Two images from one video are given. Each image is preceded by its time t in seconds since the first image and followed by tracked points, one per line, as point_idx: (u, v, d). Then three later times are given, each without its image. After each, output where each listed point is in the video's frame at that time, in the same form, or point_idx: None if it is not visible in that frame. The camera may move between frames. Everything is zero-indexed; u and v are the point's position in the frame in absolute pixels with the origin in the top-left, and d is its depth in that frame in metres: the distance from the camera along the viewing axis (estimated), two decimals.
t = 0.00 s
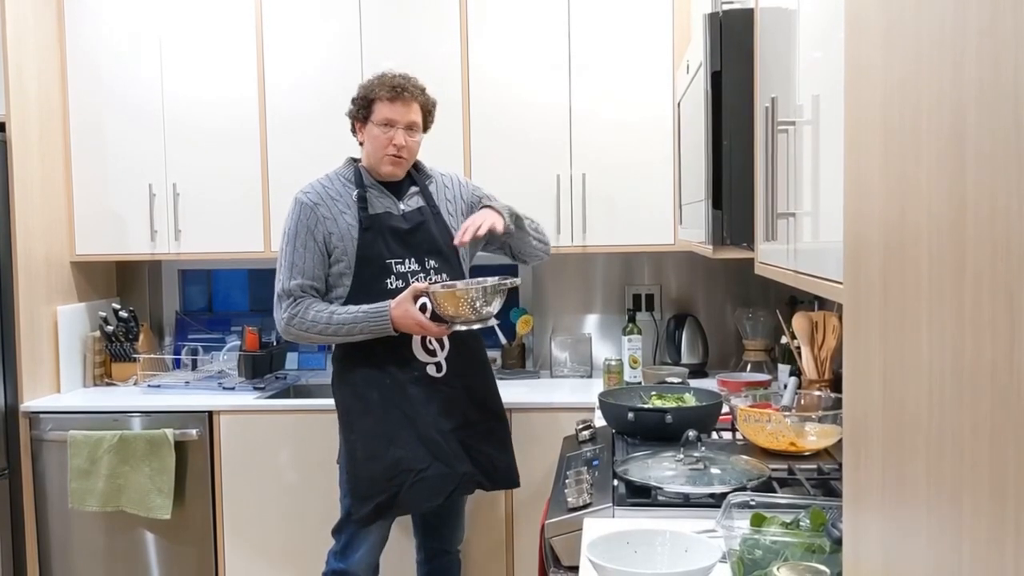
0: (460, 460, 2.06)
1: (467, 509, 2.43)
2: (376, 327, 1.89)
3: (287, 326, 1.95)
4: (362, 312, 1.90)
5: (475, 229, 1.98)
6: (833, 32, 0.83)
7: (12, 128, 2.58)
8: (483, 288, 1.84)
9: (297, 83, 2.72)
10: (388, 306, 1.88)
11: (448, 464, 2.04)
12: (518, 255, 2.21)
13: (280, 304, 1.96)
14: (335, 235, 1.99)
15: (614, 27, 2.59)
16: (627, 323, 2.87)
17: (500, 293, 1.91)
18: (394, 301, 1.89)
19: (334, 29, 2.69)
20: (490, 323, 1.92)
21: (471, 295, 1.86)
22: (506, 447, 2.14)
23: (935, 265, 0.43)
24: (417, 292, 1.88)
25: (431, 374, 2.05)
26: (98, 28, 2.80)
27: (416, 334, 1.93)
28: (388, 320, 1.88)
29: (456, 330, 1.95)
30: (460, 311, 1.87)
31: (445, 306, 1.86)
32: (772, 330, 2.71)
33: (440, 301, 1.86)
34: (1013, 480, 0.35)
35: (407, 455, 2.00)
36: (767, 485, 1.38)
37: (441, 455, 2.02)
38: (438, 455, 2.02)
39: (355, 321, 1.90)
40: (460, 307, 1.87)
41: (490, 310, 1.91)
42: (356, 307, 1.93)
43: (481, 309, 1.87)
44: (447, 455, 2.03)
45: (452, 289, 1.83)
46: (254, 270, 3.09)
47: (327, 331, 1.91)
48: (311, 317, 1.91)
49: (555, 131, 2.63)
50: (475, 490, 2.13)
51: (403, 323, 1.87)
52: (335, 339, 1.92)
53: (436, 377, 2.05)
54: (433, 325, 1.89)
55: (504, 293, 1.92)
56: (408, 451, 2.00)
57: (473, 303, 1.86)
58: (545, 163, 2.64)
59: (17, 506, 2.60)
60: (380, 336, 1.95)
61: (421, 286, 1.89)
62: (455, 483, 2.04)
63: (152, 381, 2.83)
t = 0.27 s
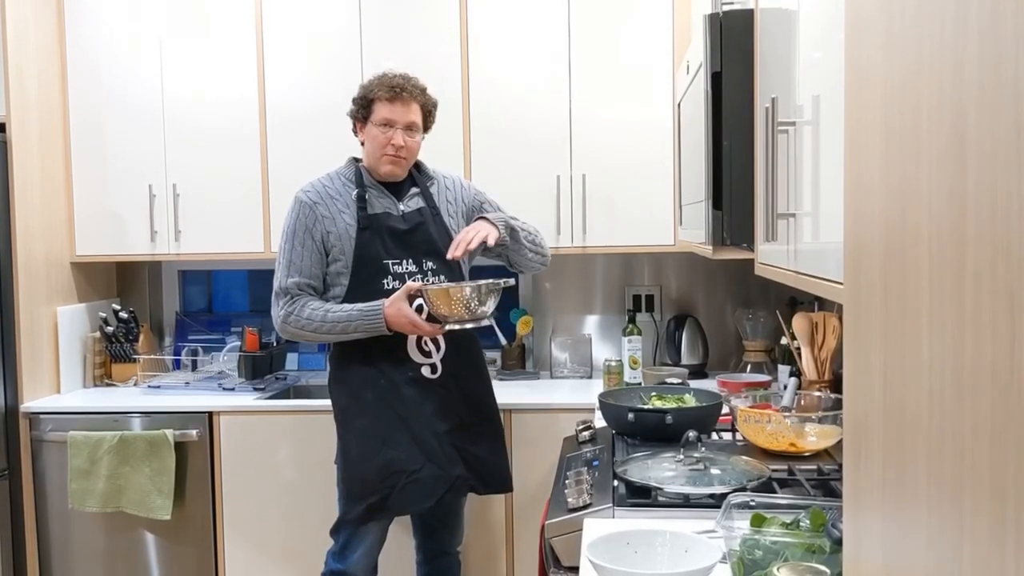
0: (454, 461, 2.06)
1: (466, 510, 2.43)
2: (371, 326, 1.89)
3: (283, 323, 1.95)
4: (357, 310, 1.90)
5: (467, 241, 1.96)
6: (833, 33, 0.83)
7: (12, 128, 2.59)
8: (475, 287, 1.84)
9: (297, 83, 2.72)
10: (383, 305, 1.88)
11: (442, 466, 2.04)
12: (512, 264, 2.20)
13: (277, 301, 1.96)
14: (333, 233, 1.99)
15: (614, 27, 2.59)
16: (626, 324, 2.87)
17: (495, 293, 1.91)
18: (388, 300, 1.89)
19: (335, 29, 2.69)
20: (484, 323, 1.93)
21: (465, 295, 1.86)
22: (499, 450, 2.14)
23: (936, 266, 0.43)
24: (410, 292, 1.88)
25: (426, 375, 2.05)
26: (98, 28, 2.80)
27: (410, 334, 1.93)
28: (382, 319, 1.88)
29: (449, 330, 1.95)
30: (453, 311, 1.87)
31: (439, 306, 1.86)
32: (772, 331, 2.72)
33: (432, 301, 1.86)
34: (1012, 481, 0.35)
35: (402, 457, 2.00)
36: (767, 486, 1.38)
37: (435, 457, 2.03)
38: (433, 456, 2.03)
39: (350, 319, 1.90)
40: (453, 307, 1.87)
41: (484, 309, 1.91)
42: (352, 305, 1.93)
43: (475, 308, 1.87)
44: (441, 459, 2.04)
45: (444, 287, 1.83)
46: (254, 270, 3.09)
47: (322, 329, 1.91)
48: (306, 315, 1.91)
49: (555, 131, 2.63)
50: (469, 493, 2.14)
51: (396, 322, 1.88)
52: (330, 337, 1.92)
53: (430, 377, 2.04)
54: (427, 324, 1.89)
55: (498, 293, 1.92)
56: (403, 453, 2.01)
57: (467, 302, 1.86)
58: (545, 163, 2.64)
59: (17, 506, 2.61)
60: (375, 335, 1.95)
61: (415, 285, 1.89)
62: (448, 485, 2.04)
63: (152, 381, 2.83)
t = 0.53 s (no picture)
0: (452, 462, 2.06)
1: (465, 510, 2.44)
2: (370, 326, 1.89)
3: (282, 322, 1.95)
4: (357, 311, 1.90)
5: (469, 245, 1.95)
6: (833, 33, 0.83)
7: (12, 128, 2.58)
8: (476, 288, 1.84)
9: (297, 83, 2.72)
10: (382, 305, 1.88)
11: (441, 466, 2.04)
12: (513, 266, 2.20)
13: (276, 300, 1.96)
14: (333, 233, 1.99)
15: (614, 27, 2.59)
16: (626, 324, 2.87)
17: (495, 295, 1.91)
18: (388, 300, 1.89)
19: (335, 29, 2.69)
20: (484, 324, 1.93)
21: (465, 297, 1.86)
22: (497, 451, 2.15)
23: (935, 267, 0.43)
24: (410, 292, 1.88)
25: (425, 376, 2.05)
26: (97, 28, 2.80)
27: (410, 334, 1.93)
28: (381, 319, 1.88)
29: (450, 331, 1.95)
30: (453, 312, 1.87)
31: (439, 307, 1.86)
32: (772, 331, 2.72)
33: (433, 302, 1.86)
34: (1012, 481, 0.35)
35: (400, 457, 2.00)
36: (766, 486, 1.38)
37: (434, 458, 2.03)
38: (431, 457, 2.03)
39: (350, 319, 1.90)
40: (454, 308, 1.87)
41: (484, 310, 1.91)
42: (352, 306, 1.93)
43: (475, 309, 1.87)
44: (440, 459, 2.03)
45: (445, 289, 1.83)
46: (254, 270, 3.09)
47: (321, 329, 1.91)
48: (305, 314, 1.91)
49: (555, 131, 2.63)
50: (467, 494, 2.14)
51: (396, 323, 1.88)
52: (330, 337, 1.92)
53: (430, 378, 2.04)
54: (427, 325, 1.89)
55: (498, 296, 1.92)
56: (401, 454, 2.01)
57: (467, 303, 1.86)
58: (545, 164, 2.64)
59: (17, 506, 2.61)
60: (374, 335, 1.95)
61: (415, 286, 1.89)
62: (447, 486, 2.04)
63: (152, 381, 2.83)
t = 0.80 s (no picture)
0: (453, 462, 2.06)
1: (465, 510, 2.44)
2: (372, 327, 1.89)
3: (283, 323, 1.94)
4: (359, 312, 1.90)
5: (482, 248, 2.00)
6: (831, 33, 0.83)
7: (12, 129, 2.58)
8: (480, 289, 1.84)
9: (297, 82, 2.71)
10: (385, 306, 1.88)
11: (441, 467, 2.04)
12: (508, 269, 2.19)
13: (277, 301, 1.96)
14: (334, 234, 1.99)
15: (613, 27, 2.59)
16: (626, 324, 2.87)
17: (498, 296, 1.91)
18: (392, 301, 1.89)
19: (334, 29, 2.69)
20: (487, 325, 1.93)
21: (470, 297, 1.86)
22: (496, 451, 2.15)
23: (935, 268, 0.43)
24: (414, 293, 1.89)
25: (427, 376, 2.05)
26: (97, 28, 2.80)
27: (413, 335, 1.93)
28: (384, 320, 1.88)
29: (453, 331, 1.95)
30: (457, 313, 1.87)
31: (443, 308, 1.86)
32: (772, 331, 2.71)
33: (437, 303, 1.86)
34: (1011, 480, 0.35)
35: (399, 458, 2.00)
36: (766, 486, 1.38)
37: (433, 458, 2.03)
38: (430, 457, 2.02)
39: (352, 320, 1.90)
40: (458, 308, 1.87)
41: (488, 311, 1.91)
42: (354, 307, 1.93)
43: (479, 310, 1.87)
44: (439, 460, 2.03)
45: (449, 290, 1.83)
46: (253, 270, 3.09)
47: (323, 330, 1.91)
48: (307, 315, 1.91)
49: (554, 132, 2.63)
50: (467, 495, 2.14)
51: (399, 324, 1.88)
52: (331, 338, 1.92)
53: (432, 378, 2.04)
54: (430, 326, 1.90)
55: (503, 296, 1.92)
56: (400, 454, 2.01)
57: (471, 304, 1.86)
58: (545, 164, 2.64)
59: (17, 506, 2.60)
60: (377, 336, 1.95)
61: (419, 286, 1.89)
62: (446, 487, 2.04)
63: (152, 381, 2.83)
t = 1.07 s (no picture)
0: (454, 462, 2.06)
1: (465, 509, 2.43)
2: (374, 326, 1.89)
3: (284, 322, 1.94)
4: (362, 310, 1.90)
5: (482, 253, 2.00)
6: (834, 31, 0.83)
7: (12, 128, 2.58)
8: (484, 289, 1.84)
9: (297, 81, 2.71)
10: (389, 305, 1.88)
11: (442, 466, 2.04)
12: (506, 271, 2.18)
13: (278, 299, 1.95)
14: (336, 232, 1.98)
15: (614, 26, 2.59)
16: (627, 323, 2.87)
17: (502, 296, 1.91)
18: (395, 300, 1.89)
19: (335, 28, 2.69)
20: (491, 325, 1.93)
21: (474, 297, 1.86)
22: (497, 450, 2.15)
23: (938, 267, 0.43)
24: (418, 293, 1.89)
25: (429, 375, 2.05)
26: (97, 27, 2.80)
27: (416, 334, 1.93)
28: (387, 319, 1.88)
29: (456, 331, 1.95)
30: (462, 313, 1.87)
31: (448, 307, 1.86)
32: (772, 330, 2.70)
33: (442, 303, 1.86)
34: (1016, 479, 0.35)
35: (400, 457, 2.00)
36: (768, 484, 1.38)
37: (434, 457, 2.03)
38: (431, 456, 2.02)
39: (354, 319, 1.90)
40: (462, 308, 1.87)
41: (492, 311, 1.91)
42: (357, 305, 1.93)
43: (483, 310, 1.87)
44: (440, 459, 2.03)
45: (454, 290, 1.83)
46: (254, 270, 3.08)
47: (325, 329, 1.90)
48: (309, 314, 1.91)
49: (555, 131, 2.63)
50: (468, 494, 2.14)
51: (403, 323, 1.88)
52: (333, 336, 1.92)
53: (433, 378, 2.04)
54: (434, 325, 1.90)
55: (508, 296, 1.91)
56: (401, 453, 2.00)
57: (476, 304, 1.86)
58: (546, 163, 2.64)
59: (18, 505, 2.60)
60: (379, 335, 1.95)
61: (423, 286, 1.89)
62: (447, 486, 2.04)
63: (152, 380, 2.83)
